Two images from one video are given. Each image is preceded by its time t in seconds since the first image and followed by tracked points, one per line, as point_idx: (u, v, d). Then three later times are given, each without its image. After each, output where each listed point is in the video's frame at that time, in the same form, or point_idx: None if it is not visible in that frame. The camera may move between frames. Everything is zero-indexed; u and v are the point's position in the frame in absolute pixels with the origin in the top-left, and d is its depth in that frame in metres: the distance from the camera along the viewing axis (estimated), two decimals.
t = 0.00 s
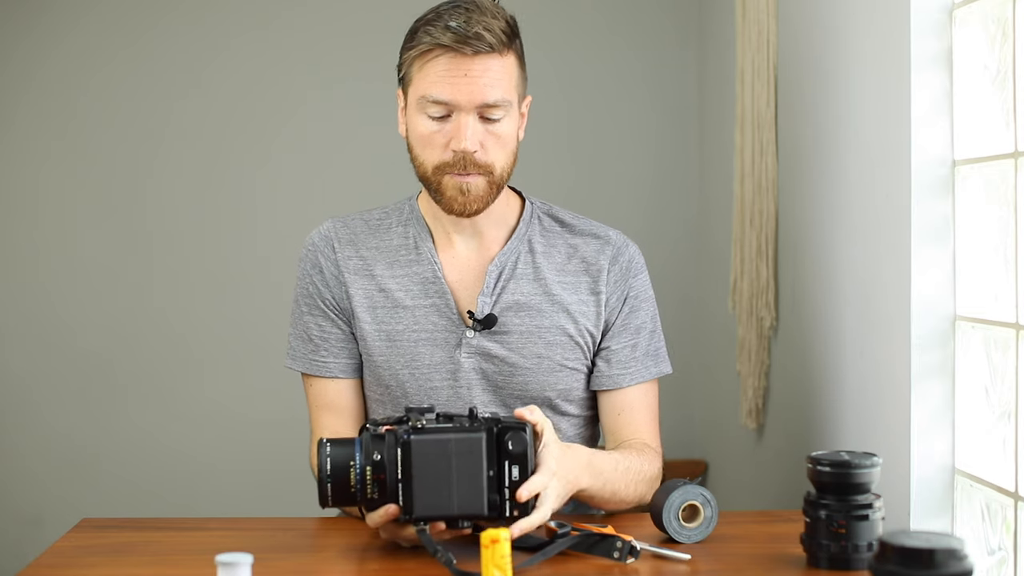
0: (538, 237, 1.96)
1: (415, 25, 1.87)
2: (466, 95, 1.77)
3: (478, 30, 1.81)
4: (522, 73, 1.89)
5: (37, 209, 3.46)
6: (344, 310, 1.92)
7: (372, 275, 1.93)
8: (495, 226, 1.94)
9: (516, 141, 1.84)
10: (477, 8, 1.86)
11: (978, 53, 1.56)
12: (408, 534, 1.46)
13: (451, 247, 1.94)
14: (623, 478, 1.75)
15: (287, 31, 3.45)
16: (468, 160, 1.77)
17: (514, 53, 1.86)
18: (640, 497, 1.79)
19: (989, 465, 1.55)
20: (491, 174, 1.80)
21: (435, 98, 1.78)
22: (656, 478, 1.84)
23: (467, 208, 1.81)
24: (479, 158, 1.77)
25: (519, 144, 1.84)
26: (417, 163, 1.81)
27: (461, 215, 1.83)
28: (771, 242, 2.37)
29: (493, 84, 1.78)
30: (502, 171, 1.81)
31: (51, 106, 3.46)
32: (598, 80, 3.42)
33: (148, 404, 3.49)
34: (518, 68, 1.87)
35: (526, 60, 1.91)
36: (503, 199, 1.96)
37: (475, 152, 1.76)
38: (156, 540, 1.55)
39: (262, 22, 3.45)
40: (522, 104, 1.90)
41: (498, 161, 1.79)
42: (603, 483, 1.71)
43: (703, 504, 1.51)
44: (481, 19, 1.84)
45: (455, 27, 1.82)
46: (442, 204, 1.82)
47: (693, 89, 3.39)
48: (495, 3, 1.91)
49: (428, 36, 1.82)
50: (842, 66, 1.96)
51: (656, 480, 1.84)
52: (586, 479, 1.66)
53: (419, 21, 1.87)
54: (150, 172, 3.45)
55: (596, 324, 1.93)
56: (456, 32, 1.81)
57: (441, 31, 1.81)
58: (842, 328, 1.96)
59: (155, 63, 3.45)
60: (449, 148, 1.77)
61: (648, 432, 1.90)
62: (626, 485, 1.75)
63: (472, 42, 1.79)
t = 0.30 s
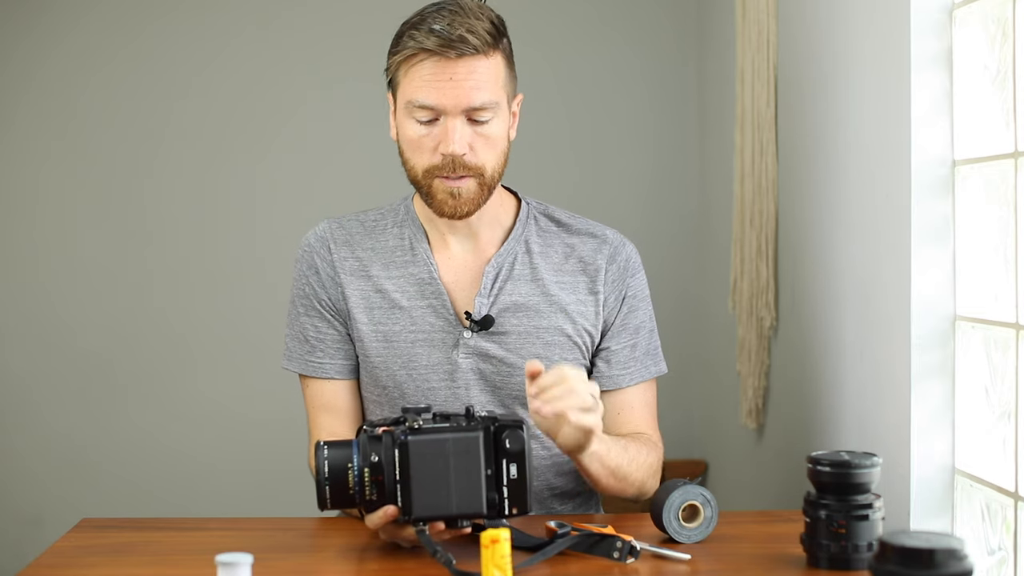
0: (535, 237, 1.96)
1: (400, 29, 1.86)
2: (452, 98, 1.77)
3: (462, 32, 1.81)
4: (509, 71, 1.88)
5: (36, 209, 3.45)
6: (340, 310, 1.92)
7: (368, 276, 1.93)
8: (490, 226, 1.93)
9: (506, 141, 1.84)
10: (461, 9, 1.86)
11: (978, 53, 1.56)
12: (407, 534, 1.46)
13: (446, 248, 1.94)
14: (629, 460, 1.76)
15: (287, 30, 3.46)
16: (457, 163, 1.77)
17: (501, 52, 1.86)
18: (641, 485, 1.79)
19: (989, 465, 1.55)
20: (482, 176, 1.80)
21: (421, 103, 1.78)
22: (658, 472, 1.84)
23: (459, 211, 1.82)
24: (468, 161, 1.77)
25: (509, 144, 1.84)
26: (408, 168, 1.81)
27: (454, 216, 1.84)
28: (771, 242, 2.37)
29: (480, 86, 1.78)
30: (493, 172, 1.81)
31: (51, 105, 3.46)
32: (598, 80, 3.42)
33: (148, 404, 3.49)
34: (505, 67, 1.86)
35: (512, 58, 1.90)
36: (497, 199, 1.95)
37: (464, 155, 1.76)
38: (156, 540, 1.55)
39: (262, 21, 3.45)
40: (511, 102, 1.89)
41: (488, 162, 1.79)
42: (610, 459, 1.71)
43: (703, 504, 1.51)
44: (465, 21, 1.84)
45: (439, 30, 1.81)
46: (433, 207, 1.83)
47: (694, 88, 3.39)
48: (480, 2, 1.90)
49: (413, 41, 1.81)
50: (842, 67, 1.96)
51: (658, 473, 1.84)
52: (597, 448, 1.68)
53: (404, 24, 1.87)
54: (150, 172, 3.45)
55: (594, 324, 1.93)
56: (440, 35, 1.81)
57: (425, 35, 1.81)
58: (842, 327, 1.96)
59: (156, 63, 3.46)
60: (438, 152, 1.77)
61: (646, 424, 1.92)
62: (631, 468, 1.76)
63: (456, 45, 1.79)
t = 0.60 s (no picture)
0: (531, 236, 1.96)
1: (392, 30, 1.87)
2: (444, 97, 1.77)
3: (452, 31, 1.81)
4: (503, 70, 1.88)
5: (36, 209, 3.45)
6: (339, 309, 1.93)
7: (366, 275, 1.93)
8: (486, 227, 1.94)
9: (501, 140, 1.84)
10: (452, 8, 1.86)
11: (978, 53, 1.56)
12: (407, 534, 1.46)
13: (444, 249, 1.94)
14: (623, 422, 1.77)
15: (287, 30, 3.45)
16: (450, 162, 1.76)
17: (493, 51, 1.86)
18: (635, 455, 1.78)
19: (989, 465, 1.55)
20: (476, 175, 1.80)
21: (413, 102, 1.78)
22: (661, 457, 1.82)
23: (455, 211, 1.82)
24: (462, 159, 1.77)
25: (503, 143, 1.84)
26: (403, 168, 1.81)
27: (449, 215, 1.84)
28: (771, 241, 2.37)
29: (471, 84, 1.78)
30: (488, 171, 1.81)
31: (51, 106, 3.46)
32: (597, 80, 3.42)
33: (148, 405, 3.49)
34: (497, 65, 1.86)
35: (505, 56, 1.90)
36: (494, 198, 1.95)
37: (457, 153, 1.76)
38: (156, 540, 1.55)
39: (261, 20, 3.45)
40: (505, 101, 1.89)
41: (483, 160, 1.79)
42: (603, 415, 1.73)
43: (703, 504, 1.51)
44: (455, 20, 1.84)
45: (430, 30, 1.81)
46: (429, 207, 1.82)
47: (694, 88, 3.39)
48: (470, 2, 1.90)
49: (403, 41, 1.81)
50: (842, 67, 1.96)
51: (660, 458, 1.82)
52: (589, 396, 1.71)
53: (397, 25, 1.87)
54: (150, 172, 3.45)
55: (592, 322, 1.93)
56: (431, 35, 1.81)
57: (415, 34, 1.81)
58: (842, 327, 1.96)
59: (155, 63, 3.46)
60: (431, 150, 1.77)
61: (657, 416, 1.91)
62: (624, 431, 1.76)
63: (447, 44, 1.79)
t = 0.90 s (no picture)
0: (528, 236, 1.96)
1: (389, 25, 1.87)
2: (442, 84, 1.78)
3: (449, 20, 1.82)
4: (500, 61, 1.89)
5: (36, 208, 3.45)
6: (337, 309, 1.92)
7: (365, 275, 1.93)
8: (485, 224, 1.93)
9: (499, 130, 1.85)
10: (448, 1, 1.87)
11: (978, 52, 1.56)
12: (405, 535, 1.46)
13: (442, 247, 1.94)
14: (626, 418, 1.74)
15: (286, 29, 3.46)
16: (450, 149, 1.77)
17: (490, 42, 1.87)
18: (646, 449, 1.75)
19: (989, 465, 1.55)
20: (476, 163, 1.80)
21: (412, 90, 1.79)
22: (673, 447, 1.80)
23: (456, 200, 1.80)
24: (461, 146, 1.77)
25: (501, 133, 1.84)
26: (402, 160, 1.81)
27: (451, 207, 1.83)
28: (771, 241, 2.37)
29: (469, 70, 1.80)
30: (487, 160, 1.81)
31: (51, 105, 3.46)
32: (598, 79, 3.42)
33: (148, 405, 3.49)
34: (494, 55, 1.87)
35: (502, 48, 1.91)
36: (493, 196, 1.95)
37: (456, 140, 1.77)
38: (156, 540, 1.55)
39: (261, 20, 3.45)
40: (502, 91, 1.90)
41: (482, 148, 1.79)
42: (607, 413, 1.70)
43: (703, 504, 1.51)
44: (451, 10, 1.85)
45: (426, 19, 1.82)
46: (430, 198, 1.81)
47: (694, 88, 3.39)
48: None
49: (400, 31, 1.82)
50: (842, 69, 1.96)
51: (673, 449, 1.80)
52: (592, 397, 1.68)
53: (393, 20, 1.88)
54: (150, 171, 3.45)
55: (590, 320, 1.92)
56: (428, 25, 1.82)
57: (412, 25, 1.82)
58: (842, 326, 1.96)
59: (155, 63, 3.46)
60: (430, 139, 1.77)
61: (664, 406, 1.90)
62: (630, 427, 1.74)
63: (443, 32, 1.80)
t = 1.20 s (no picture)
0: (526, 234, 1.96)
1: (406, 21, 1.87)
2: (458, 84, 1.79)
3: (468, 20, 1.82)
4: (512, 66, 1.89)
5: (36, 208, 3.45)
6: (337, 308, 1.92)
7: (364, 273, 1.93)
8: (485, 223, 1.94)
9: (508, 133, 1.85)
10: (467, 2, 1.87)
11: (978, 53, 1.56)
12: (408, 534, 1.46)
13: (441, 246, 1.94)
14: (601, 406, 1.69)
15: (286, 29, 3.46)
16: (461, 148, 1.77)
17: (505, 47, 1.87)
18: (618, 439, 1.71)
19: (989, 465, 1.55)
20: (484, 164, 1.79)
21: (427, 87, 1.79)
22: (649, 442, 1.75)
23: (462, 198, 1.80)
24: (472, 146, 1.77)
25: (510, 137, 1.85)
26: (410, 157, 1.81)
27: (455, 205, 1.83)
28: (771, 241, 2.37)
29: (484, 73, 1.80)
30: (495, 162, 1.81)
31: (51, 106, 3.46)
32: (598, 79, 3.42)
33: (148, 405, 3.49)
34: (508, 59, 1.88)
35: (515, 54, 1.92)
36: (494, 196, 1.95)
37: (468, 140, 1.77)
38: (156, 540, 1.55)
39: (261, 20, 3.45)
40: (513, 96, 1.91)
41: (491, 150, 1.79)
42: (579, 398, 1.67)
43: (703, 504, 1.51)
44: (470, 12, 1.85)
45: (445, 19, 1.82)
46: (435, 195, 1.81)
47: (694, 88, 3.39)
48: None
49: (419, 29, 1.82)
50: (842, 68, 1.96)
51: (648, 443, 1.75)
52: (563, 380, 1.65)
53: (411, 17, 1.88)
54: (150, 172, 3.45)
55: (583, 318, 1.92)
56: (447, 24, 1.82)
57: (431, 22, 1.82)
58: (842, 326, 1.96)
59: (155, 63, 3.46)
60: (442, 137, 1.78)
61: (646, 403, 1.83)
62: (603, 415, 1.69)
63: (462, 32, 1.80)
